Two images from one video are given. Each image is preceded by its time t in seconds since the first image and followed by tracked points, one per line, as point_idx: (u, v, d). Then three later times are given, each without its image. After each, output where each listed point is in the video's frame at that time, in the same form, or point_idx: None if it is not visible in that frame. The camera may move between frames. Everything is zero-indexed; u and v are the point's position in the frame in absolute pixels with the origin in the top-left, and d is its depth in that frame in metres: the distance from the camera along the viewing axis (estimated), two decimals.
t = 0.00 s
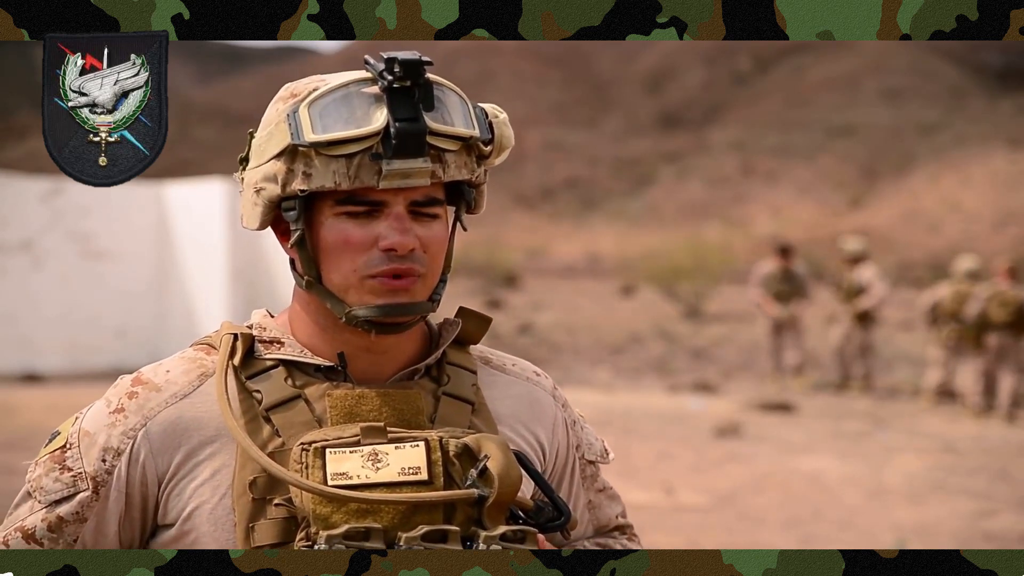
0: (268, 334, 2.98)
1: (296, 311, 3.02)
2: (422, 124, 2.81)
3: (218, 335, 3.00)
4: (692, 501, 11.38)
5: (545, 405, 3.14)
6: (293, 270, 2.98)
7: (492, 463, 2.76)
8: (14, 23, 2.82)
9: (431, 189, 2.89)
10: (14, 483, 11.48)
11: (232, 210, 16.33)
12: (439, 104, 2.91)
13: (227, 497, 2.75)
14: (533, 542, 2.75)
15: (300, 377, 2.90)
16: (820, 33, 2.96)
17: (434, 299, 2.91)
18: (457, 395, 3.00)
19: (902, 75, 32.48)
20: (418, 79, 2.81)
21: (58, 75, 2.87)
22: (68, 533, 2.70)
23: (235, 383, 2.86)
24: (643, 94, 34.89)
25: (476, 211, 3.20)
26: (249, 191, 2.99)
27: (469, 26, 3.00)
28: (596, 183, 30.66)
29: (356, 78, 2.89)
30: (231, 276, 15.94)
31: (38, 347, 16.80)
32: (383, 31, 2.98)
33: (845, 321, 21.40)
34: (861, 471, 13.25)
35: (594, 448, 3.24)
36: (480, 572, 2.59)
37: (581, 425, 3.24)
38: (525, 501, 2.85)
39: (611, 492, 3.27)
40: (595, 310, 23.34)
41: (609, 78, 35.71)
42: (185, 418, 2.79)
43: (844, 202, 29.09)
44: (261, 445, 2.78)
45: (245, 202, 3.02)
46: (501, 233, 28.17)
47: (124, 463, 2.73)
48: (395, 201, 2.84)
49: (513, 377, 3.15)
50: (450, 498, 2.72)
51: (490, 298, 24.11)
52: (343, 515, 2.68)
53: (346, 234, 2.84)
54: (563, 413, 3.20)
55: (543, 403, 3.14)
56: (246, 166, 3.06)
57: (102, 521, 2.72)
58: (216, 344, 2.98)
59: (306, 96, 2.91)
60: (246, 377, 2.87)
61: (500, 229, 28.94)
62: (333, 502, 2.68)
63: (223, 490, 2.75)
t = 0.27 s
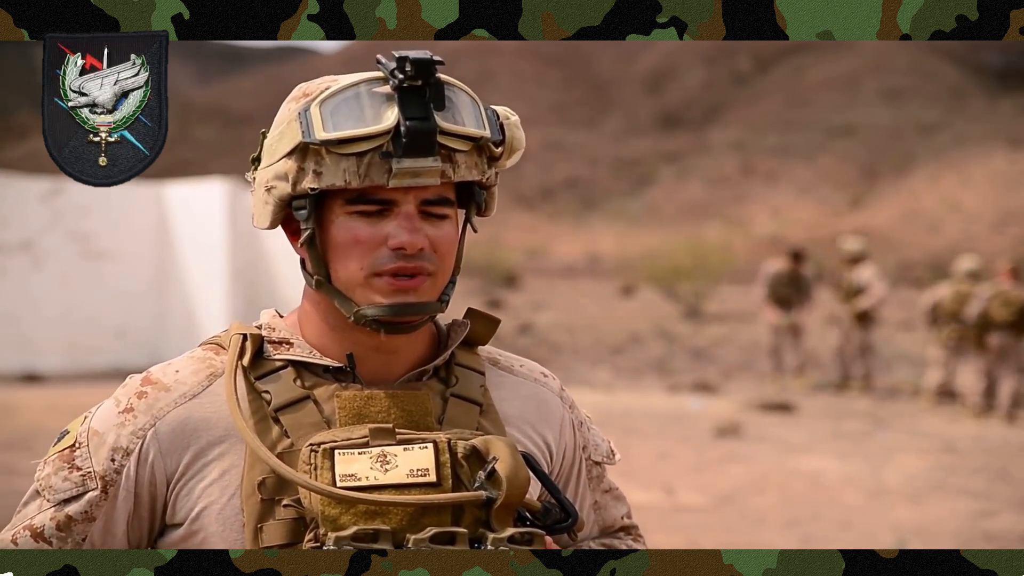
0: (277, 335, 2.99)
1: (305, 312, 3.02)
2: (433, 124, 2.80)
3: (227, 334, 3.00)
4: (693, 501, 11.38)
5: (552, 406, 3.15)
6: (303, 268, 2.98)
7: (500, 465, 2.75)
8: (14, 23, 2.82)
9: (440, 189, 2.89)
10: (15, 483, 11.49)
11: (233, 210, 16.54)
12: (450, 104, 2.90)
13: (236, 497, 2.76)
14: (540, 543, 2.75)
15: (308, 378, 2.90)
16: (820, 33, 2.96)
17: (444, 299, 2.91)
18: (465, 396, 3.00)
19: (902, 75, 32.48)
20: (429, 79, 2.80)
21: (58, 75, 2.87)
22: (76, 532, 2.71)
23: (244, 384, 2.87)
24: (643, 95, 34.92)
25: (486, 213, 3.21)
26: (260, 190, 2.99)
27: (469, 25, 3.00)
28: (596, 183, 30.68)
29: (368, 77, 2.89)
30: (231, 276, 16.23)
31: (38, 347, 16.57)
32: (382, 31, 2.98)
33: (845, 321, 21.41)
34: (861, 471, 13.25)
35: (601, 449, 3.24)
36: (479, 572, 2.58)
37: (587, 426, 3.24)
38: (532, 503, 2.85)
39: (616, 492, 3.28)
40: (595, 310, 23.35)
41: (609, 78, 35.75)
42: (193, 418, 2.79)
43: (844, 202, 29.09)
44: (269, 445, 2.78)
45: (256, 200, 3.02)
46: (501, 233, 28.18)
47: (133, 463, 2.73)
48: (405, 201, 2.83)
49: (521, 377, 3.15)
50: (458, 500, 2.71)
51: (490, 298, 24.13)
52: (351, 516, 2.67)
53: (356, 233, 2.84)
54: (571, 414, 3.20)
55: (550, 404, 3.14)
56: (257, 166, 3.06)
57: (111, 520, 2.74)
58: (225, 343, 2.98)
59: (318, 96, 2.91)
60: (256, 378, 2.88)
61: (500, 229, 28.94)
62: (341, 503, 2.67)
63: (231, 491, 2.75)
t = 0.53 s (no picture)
0: (289, 335, 2.98)
1: (318, 310, 3.02)
2: (452, 122, 2.81)
3: (240, 333, 3.00)
4: (693, 501, 11.38)
5: (564, 405, 3.14)
6: (317, 267, 2.98)
7: (513, 465, 2.76)
8: (14, 23, 2.83)
9: (457, 188, 2.89)
10: (14, 483, 11.48)
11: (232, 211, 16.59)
12: (468, 103, 2.91)
13: (249, 497, 2.75)
14: (553, 544, 2.75)
15: (321, 378, 2.90)
16: (819, 33, 2.97)
17: (458, 298, 2.91)
18: (477, 395, 3.00)
19: (902, 75, 32.49)
20: (449, 77, 2.82)
21: (58, 75, 2.87)
22: (90, 532, 2.70)
23: (256, 383, 2.86)
24: (643, 94, 34.96)
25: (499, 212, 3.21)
26: (275, 188, 2.99)
27: (469, 26, 3.00)
28: (596, 183, 30.71)
29: (387, 76, 2.90)
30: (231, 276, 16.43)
31: (39, 347, 16.56)
32: (382, 31, 2.98)
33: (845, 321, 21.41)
34: (862, 471, 13.25)
35: (612, 448, 3.25)
36: (479, 572, 2.58)
37: (598, 425, 3.24)
38: (545, 503, 2.85)
39: (627, 491, 3.28)
40: (595, 310, 23.36)
41: (609, 78, 35.81)
42: (205, 419, 2.79)
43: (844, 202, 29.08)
44: (282, 445, 2.78)
45: (270, 198, 3.02)
46: (501, 233, 28.19)
47: (146, 463, 2.73)
48: (422, 199, 2.83)
49: (534, 376, 3.15)
50: (472, 500, 2.72)
51: (490, 297, 24.14)
52: (364, 517, 2.67)
53: (371, 232, 2.84)
54: (582, 412, 3.20)
55: (562, 403, 3.14)
56: (272, 164, 3.06)
57: (123, 521, 2.73)
58: (237, 343, 2.98)
59: (335, 94, 2.92)
60: (267, 378, 2.87)
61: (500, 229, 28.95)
62: (355, 504, 2.68)
63: (244, 491, 2.75)
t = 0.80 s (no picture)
0: (312, 334, 2.98)
1: (340, 310, 3.02)
2: (467, 122, 2.81)
3: (262, 333, 3.00)
4: (693, 501, 11.38)
5: (586, 405, 3.14)
6: (339, 269, 2.98)
7: (535, 467, 2.76)
8: (14, 23, 2.83)
9: (476, 188, 2.89)
10: (14, 483, 11.47)
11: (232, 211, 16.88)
12: (484, 103, 2.90)
13: (272, 497, 2.75)
14: (574, 546, 2.75)
15: (343, 379, 2.90)
16: (819, 33, 2.96)
17: (479, 298, 2.91)
18: (499, 396, 3.00)
19: (902, 75, 32.51)
20: (464, 77, 2.82)
21: (58, 74, 2.87)
22: (114, 531, 2.70)
23: (279, 383, 2.86)
24: (644, 95, 35.04)
25: (519, 211, 3.21)
26: (295, 190, 3.00)
27: (469, 25, 3.00)
28: (596, 184, 30.77)
29: (402, 77, 2.89)
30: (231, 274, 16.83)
31: (38, 347, 16.51)
32: (382, 31, 2.98)
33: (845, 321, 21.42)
34: (862, 471, 13.26)
35: (634, 448, 3.24)
36: (478, 572, 2.59)
37: (620, 424, 3.24)
38: (566, 505, 2.85)
39: (650, 490, 3.28)
40: (595, 310, 23.39)
41: (609, 78, 35.93)
42: (229, 419, 2.78)
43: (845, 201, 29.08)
44: (305, 446, 2.78)
45: (291, 200, 3.03)
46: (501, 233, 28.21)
47: (169, 462, 2.72)
48: (439, 200, 2.83)
49: (555, 377, 3.15)
50: (493, 502, 2.72)
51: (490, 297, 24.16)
52: (387, 519, 2.68)
53: (391, 232, 2.84)
54: (604, 412, 3.20)
55: (583, 403, 3.14)
56: (291, 165, 3.06)
57: (148, 520, 2.73)
58: (260, 343, 2.98)
59: (352, 95, 2.92)
60: (290, 378, 2.87)
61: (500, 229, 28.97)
62: (377, 507, 2.68)
63: (267, 492, 2.75)
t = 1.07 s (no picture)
0: (323, 335, 2.98)
1: (351, 311, 3.01)
2: (481, 125, 2.81)
3: (274, 334, 3.00)
4: (693, 501, 11.37)
5: (596, 408, 3.14)
6: (350, 270, 2.98)
7: (545, 468, 2.76)
8: (14, 23, 2.82)
9: (488, 190, 2.89)
10: (13, 483, 11.46)
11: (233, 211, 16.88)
12: (498, 106, 2.91)
13: (282, 496, 2.75)
14: (582, 546, 2.75)
15: (354, 379, 2.89)
16: (819, 33, 2.96)
17: (490, 299, 2.91)
18: (510, 398, 3.00)
19: (902, 75, 32.53)
20: (478, 81, 2.81)
21: (58, 74, 2.87)
22: (124, 530, 2.69)
23: (290, 384, 2.86)
24: (644, 95, 35.09)
25: (530, 214, 3.21)
26: (307, 192, 3.00)
27: (468, 26, 3.00)
28: (596, 184, 30.82)
29: (417, 79, 2.90)
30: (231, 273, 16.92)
31: (39, 347, 16.52)
32: (383, 31, 2.97)
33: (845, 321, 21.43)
34: (862, 471, 13.26)
35: (643, 451, 3.23)
36: (479, 572, 2.59)
37: (631, 427, 3.23)
38: (575, 506, 2.85)
39: (659, 493, 3.27)
40: (595, 310, 23.40)
41: (609, 79, 36.00)
42: (240, 418, 2.78)
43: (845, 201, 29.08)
44: (315, 445, 2.77)
45: (303, 202, 3.03)
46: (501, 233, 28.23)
47: (180, 461, 2.71)
48: (452, 202, 2.83)
49: (565, 379, 3.15)
50: (503, 502, 2.72)
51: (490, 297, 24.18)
52: (396, 518, 2.68)
53: (403, 234, 2.84)
54: (614, 415, 3.19)
55: (594, 406, 3.14)
56: (303, 167, 3.07)
57: (158, 518, 2.72)
58: (272, 343, 2.98)
59: (366, 97, 2.91)
60: (302, 377, 2.86)
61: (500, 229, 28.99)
62: (387, 505, 2.68)
63: (277, 491, 2.75)
